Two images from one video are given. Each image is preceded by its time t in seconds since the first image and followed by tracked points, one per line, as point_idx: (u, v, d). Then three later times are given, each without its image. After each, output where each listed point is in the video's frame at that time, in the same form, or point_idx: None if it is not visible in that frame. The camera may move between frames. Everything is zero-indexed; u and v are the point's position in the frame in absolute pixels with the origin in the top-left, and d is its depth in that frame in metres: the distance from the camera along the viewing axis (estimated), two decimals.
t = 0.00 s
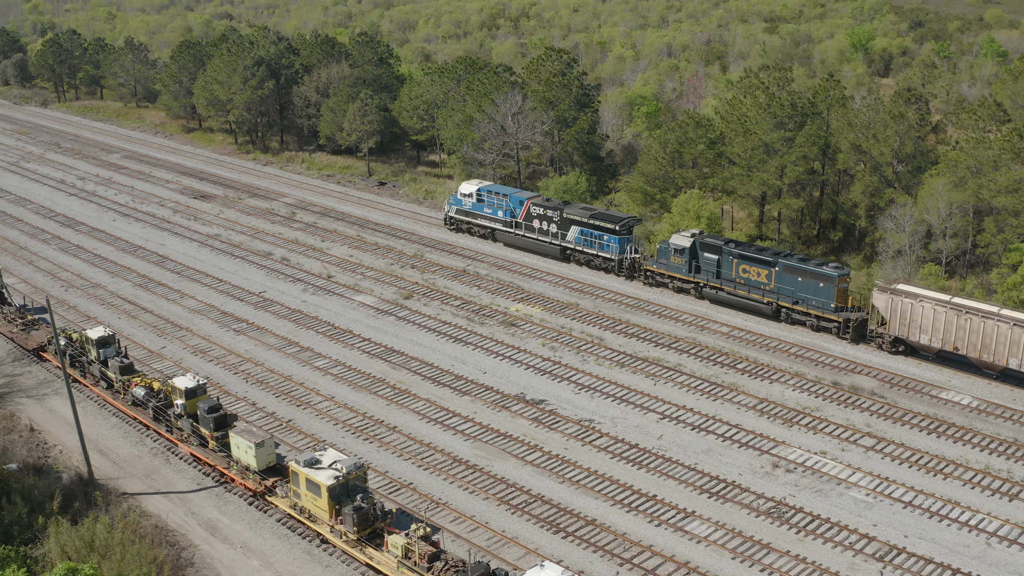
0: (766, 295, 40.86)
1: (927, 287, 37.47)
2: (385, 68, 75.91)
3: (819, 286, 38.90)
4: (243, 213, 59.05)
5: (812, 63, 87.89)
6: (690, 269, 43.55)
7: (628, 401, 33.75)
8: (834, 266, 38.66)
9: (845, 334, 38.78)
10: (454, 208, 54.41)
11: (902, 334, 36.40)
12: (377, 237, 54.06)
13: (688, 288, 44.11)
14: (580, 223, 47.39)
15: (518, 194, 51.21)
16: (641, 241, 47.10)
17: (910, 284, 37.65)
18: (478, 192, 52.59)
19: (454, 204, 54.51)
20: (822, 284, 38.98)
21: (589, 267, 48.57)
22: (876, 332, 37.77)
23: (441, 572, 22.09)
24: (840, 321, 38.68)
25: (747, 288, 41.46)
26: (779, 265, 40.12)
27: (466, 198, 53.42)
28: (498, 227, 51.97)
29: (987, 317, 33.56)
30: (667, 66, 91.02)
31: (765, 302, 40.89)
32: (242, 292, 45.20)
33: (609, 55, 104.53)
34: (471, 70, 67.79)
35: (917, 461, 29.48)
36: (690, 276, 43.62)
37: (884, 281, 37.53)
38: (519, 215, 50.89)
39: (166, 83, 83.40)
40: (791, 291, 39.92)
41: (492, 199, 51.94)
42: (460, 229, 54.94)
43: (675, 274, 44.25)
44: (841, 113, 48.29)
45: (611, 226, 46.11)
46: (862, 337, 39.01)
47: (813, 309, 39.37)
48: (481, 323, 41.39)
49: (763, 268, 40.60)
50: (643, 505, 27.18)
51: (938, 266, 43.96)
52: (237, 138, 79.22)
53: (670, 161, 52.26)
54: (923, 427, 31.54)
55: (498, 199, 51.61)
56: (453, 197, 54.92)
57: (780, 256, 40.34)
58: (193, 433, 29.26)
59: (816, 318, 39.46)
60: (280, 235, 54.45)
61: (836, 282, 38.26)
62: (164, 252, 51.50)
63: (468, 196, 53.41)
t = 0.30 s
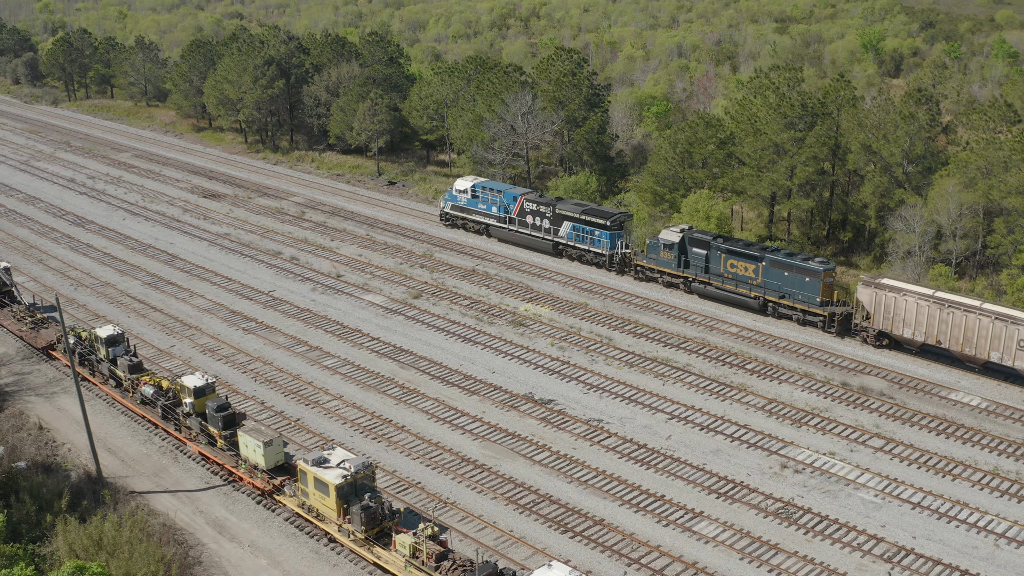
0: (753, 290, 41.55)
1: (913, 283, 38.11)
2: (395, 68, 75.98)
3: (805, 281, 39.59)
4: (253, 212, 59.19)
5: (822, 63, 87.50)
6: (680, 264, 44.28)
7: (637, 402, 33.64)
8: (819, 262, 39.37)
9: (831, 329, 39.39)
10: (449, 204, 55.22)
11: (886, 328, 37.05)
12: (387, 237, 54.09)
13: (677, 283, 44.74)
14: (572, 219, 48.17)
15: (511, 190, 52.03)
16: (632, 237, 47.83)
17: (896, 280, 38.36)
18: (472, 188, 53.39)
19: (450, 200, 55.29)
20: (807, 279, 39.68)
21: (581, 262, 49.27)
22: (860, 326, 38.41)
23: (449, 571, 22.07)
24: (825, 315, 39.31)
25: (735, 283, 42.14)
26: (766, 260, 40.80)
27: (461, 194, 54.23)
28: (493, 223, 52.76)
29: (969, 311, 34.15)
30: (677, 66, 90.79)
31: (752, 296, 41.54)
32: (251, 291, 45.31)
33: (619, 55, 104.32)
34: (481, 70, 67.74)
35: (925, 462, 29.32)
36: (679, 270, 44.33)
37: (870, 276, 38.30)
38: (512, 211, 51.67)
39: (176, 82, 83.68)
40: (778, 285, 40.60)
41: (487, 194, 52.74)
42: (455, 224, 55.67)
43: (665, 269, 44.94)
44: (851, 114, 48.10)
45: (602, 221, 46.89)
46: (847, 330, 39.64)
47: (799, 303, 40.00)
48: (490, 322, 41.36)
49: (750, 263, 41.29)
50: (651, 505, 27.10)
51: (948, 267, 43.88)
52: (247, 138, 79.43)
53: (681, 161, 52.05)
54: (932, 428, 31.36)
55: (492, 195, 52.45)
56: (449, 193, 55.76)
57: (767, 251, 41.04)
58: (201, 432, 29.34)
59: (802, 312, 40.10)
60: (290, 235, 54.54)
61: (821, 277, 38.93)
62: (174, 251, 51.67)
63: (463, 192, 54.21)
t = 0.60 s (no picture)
0: (732, 284, 42.18)
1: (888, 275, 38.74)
2: (396, 68, 75.98)
3: (784, 274, 40.31)
4: (254, 212, 59.22)
5: (824, 63, 87.44)
6: (661, 259, 44.89)
7: (638, 401, 33.65)
8: (797, 256, 40.10)
9: (808, 322, 40.14)
10: (437, 199, 55.89)
11: (863, 321, 37.75)
12: (388, 236, 54.11)
13: (659, 277, 45.40)
14: (557, 214, 48.77)
15: (497, 186, 52.62)
16: (615, 232, 48.43)
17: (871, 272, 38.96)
18: (459, 184, 54.01)
19: (438, 196, 55.99)
20: (786, 273, 40.42)
21: (565, 257, 49.90)
22: (838, 319, 39.05)
23: (450, 570, 22.09)
24: (804, 309, 39.99)
25: (715, 277, 42.76)
26: (745, 254, 41.44)
27: (448, 190, 54.85)
28: (479, 219, 53.37)
29: (943, 304, 34.81)
30: (678, 66, 90.77)
31: (732, 290, 42.19)
32: (252, 290, 45.34)
33: (621, 55, 104.23)
34: (482, 70, 67.71)
35: (926, 461, 29.31)
36: (660, 265, 44.95)
37: (847, 269, 38.83)
38: (498, 207, 52.30)
39: (178, 82, 83.71)
40: (757, 279, 41.27)
41: (473, 190, 53.33)
42: (443, 220, 56.41)
43: (647, 264, 45.56)
44: (852, 114, 48.04)
45: (586, 217, 47.44)
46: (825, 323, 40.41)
47: (778, 297, 40.75)
48: (491, 322, 41.37)
49: (730, 258, 41.90)
50: (652, 504, 27.11)
51: (949, 267, 43.97)
52: (248, 137, 79.51)
53: (682, 160, 52.03)
54: (933, 428, 31.35)
55: (478, 191, 53.07)
56: (436, 189, 56.39)
57: (746, 246, 41.67)
58: (202, 432, 29.38)
59: (781, 306, 40.76)
60: (291, 234, 54.56)
61: (800, 270, 39.70)
62: (175, 250, 51.72)
63: (450, 188, 54.82)
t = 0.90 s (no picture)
0: (709, 277, 42.92)
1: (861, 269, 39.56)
2: (396, 68, 75.93)
3: (758, 267, 40.93)
4: (254, 212, 59.25)
5: (824, 63, 87.45)
6: (640, 252, 45.74)
7: (638, 400, 33.68)
8: (771, 249, 40.65)
9: (783, 313, 40.86)
10: (422, 195, 56.73)
11: (835, 313, 38.55)
12: (388, 235, 54.15)
13: (638, 270, 46.27)
14: (538, 209, 49.63)
15: (480, 181, 53.43)
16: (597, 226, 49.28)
17: (845, 266, 39.81)
18: (443, 179, 54.81)
19: (422, 191, 56.82)
20: (760, 265, 41.03)
21: (547, 251, 50.82)
22: (810, 311, 39.85)
23: (450, 569, 22.12)
24: (778, 301, 40.78)
25: (692, 270, 43.58)
26: (721, 248, 42.11)
27: (433, 185, 55.66)
28: (463, 214, 54.16)
29: (913, 296, 35.57)
30: (678, 66, 90.75)
31: (708, 283, 42.96)
32: (253, 290, 45.35)
33: (621, 55, 104.18)
34: (483, 69, 67.67)
35: (926, 460, 29.35)
36: (639, 259, 45.82)
37: (820, 262, 39.72)
38: (481, 202, 53.05)
39: (178, 81, 83.74)
40: (732, 272, 41.96)
41: (457, 186, 54.17)
42: (428, 215, 57.22)
43: (626, 257, 46.46)
44: (853, 113, 47.92)
45: (567, 211, 48.34)
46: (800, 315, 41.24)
47: (752, 290, 41.43)
48: (491, 321, 41.39)
49: (705, 251, 42.61)
50: (653, 503, 27.13)
51: (950, 266, 43.88)
52: (248, 137, 79.54)
53: (682, 160, 52.05)
54: (933, 427, 31.37)
55: (462, 186, 53.89)
56: (421, 185, 57.25)
57: (721, 240, 42.30)
58: (202, 430, 29.39)
59: (756, 299, 41.53)
60: (291, 234, 54.59)
61: (773, 263, 40.28)
62: (175, 250, 51.75)
63: (434, 183, 55.59)
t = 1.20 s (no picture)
0: (688, 271, 43.76)
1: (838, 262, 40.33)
2: (396, 67, 75.83)
3: (737, 261, 41.77)
4: (254, 211, 59.26)
5: (825, 62, 87.36)
6: (621, 247, 46.52)
7: (638, 399, 33.69)
8: (750, 243, 41.46)
9: (761, 307, 41.87)
10: (409, 191, 57.65)
11: (812, 305, 39.34)
12: (388, 235, 54.18)
13: (619, 265, 47.14)
14: (523, 204, 50.55)
15: (467, 177, 54.45)
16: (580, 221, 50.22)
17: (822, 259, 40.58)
18: (430, 175, 55.83)
19: (410, 187, 57.76)
20: (739, 259, 41.85)
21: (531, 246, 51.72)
22: (788, 304, 40.66)
23: (450, 569, 22.16)
24: (756, 294, 41.67)
25: (672, 264, 44.36)
26: (700, 242, 42.91)
27: (420, 181, 56.62)
28: (449, 209, 55.16)
29: (888, 289, 36.33)
30: (679, 66, 90.71)
31: (688, 277, 43.87)
32: (253, 289, 45.36)
33: (621, 55, 104.10)
34: (483, 68, 67.66)
35: (926, 459, 29.36)
36: (620, 253, 46.60)
37: (797, 256, 40.49)
38: (467, 198, 54.03)
39: (178, 81, 83.74)
40: (711, 266, 42.80)
41: (444, 182, 55.16)
42: (415, 211, 58.12)
43: (607, 252, 47.23)
44: (853, 113, 47.91)
45: (551, 207, 49.26)
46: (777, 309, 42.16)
47: (731, 283, 42.25)
48: (491, 321, 41.39)
49: (686, 245, 43.42)
50: (653, 503, 27.14)
51: (950, 265, 43.84)
52: (248, 137, 79.54)
53: (682, 160, 51.99)
54: (933, 426, 31.38)
55: (448, 182, 54.86)
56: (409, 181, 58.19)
57: (701, 234, 43.11)
58: (202, 430, 29.39)
59: (734, 292, 42.42)
60: (291, 233, 54.60)
61: (751, 257, 41.10)
62: (175, 249, 51.78)
63: (421, 179, 56.65)
